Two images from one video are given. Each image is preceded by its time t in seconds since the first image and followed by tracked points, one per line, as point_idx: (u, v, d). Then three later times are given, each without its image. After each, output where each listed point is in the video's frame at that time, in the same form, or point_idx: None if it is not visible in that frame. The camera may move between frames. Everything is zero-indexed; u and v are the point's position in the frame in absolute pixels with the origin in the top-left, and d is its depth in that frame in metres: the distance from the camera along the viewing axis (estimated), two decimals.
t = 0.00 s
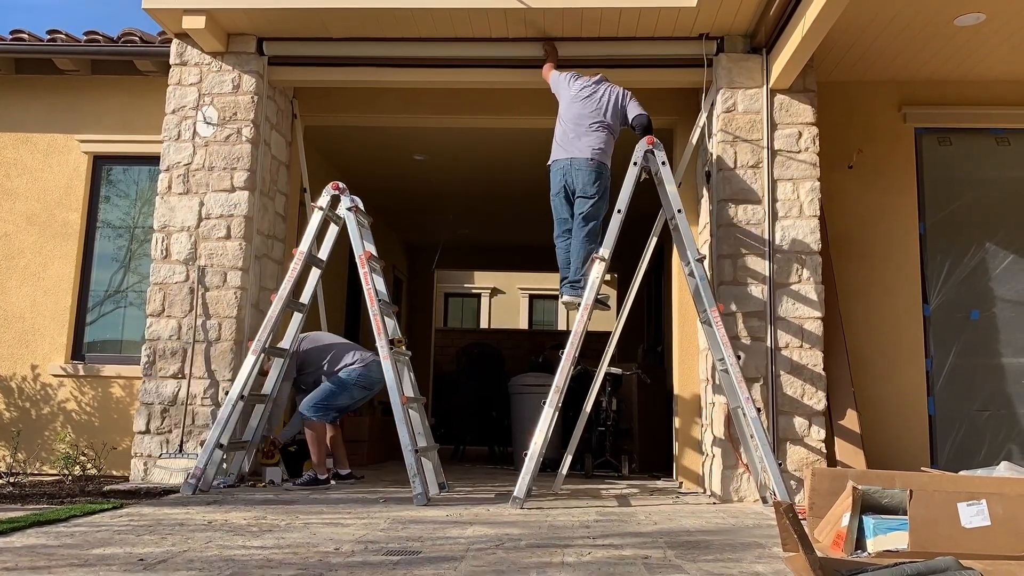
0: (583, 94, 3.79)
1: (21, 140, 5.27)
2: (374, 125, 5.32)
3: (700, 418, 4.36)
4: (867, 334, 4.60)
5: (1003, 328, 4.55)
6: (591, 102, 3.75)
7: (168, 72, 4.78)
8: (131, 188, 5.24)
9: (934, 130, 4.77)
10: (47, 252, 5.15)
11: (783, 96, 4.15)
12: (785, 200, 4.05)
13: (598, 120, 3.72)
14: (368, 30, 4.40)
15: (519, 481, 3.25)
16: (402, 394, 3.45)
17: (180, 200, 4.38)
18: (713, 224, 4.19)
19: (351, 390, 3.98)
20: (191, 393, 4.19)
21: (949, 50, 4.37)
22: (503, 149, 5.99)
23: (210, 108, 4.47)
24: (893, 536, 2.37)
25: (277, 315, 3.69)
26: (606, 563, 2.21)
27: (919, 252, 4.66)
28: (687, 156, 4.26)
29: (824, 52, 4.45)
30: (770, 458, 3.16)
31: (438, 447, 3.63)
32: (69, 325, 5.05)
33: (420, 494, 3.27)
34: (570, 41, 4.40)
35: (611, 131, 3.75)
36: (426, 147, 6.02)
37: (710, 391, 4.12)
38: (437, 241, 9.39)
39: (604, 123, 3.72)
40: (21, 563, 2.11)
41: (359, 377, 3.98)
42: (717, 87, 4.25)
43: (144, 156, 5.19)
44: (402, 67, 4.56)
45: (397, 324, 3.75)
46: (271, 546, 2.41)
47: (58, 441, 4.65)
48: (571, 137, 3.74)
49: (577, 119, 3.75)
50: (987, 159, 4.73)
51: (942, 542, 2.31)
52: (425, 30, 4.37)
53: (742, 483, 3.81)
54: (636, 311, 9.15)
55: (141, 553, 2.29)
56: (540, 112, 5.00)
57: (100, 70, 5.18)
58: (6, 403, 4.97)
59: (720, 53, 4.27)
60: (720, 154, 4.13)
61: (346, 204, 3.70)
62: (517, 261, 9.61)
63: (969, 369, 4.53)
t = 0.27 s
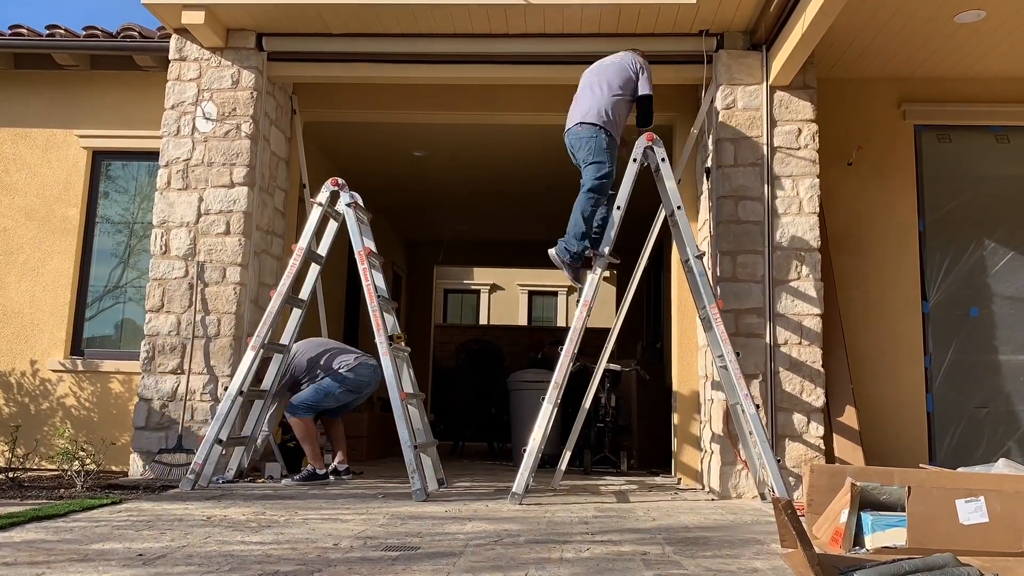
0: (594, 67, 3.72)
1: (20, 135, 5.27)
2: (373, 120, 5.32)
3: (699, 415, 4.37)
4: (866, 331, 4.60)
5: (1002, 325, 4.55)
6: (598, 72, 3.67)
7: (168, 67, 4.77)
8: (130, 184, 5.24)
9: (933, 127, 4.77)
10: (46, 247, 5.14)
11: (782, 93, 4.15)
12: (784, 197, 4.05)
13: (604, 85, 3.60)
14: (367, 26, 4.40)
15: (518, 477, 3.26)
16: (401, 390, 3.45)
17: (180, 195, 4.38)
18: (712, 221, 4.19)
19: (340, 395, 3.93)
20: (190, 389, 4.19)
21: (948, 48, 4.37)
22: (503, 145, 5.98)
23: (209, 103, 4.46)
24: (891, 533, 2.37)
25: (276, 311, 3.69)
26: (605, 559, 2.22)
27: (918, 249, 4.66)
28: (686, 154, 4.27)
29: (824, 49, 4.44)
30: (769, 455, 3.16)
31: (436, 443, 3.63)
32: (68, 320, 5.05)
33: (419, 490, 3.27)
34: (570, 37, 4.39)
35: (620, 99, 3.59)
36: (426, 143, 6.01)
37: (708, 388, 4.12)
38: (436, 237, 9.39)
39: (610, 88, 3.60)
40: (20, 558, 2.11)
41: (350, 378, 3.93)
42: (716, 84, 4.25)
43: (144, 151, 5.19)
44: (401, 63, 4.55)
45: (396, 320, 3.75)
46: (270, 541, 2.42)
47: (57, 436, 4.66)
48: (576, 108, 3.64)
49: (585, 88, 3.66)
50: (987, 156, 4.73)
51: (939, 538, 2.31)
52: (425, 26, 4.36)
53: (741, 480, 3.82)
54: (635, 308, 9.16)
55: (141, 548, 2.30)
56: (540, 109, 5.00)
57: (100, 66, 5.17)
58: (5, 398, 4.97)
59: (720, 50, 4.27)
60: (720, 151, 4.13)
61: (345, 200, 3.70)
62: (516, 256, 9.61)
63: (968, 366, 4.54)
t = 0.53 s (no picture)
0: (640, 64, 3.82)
1: (21, 134, 5.27)
2: (374, 119, 5.32)
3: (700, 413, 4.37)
4: (867, 329, 4.60)
5: (1003, 323, 4.55)
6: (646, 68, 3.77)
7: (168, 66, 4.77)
8: (131, 182, 5.24)
9: (935, 125, 4.77)
10: (47, 246, 5.15)
11: (783, 91, 4.15)
12: (785, 195, 4.05)
13: (659, 78, 3.72)
14: (368, 24, 4.40)
15: (519, 475, 3.26)
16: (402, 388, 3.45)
17: (181, 193, 4.38)
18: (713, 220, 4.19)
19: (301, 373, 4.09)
20: (191, 387, 4.19)
21: (949, 45, 4.37)
22: (504, 143, 5.98)
23: (210, 102, 4.46)
24: (892, 531, 2.38)
25: (277, 309, 3.70)
26: (606, 557, 2.22)
27: (919, 247, 4.65)
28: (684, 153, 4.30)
29: (825, 47, 4.44)
30: (771, 454, 3.16)
31: (438, 441, 3.63)
32: (70, 319, 5.05)
33: (420, 488, 3.28)
34: (571, 36, 4.39)
35: (676, 88, 3.72)
36: (426, 141, 6.01)
37: (710, 386, 4.11)
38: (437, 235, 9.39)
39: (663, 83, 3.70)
40: (21, 557, 2.11)
41: (308, 353, 4.10)
42: (717, 82, 4.25)
43: (145, 150, 5.19)
44: (402, 61, 4.55)
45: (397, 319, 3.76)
46: (271, 539, 2.42)
47: (59, 435, 4.66)
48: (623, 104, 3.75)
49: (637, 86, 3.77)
50: (988, 155, 4.73)
51: (940, 535, 2.31)
52: (426, 24, 4.36)
53: (742, 478, 3.82)
54: (636, 306, 9.15)
55: (143, 546, 2.30)
56: (541, 107, 4.99)
57: (101, 64, 5.17)
58: (7, 397, 4.97)
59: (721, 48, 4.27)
60: (721, 150, 4.13)
61: (346, 198, 3.70)
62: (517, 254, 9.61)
63: (969, 364, 4.53)
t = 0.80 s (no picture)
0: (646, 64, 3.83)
1: (24, 137, 5.28)
2: (375, 121, 5.32)
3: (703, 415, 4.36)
4: (870, 330, 4.59)
5: (1006, 324, 4.54)
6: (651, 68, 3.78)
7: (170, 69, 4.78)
8: (133, 185, 5.24)
9: (936, 126, 4.76)
10: (50, 248, 5.16)
11: (785, 92, 4.14)
12: (787, 196, 4.05)
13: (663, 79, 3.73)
14: (370, 26, 4.40)
15: (522, 477, 3.26)
16: (404, 390, 3.46)
17: (183, 196, 4.39)
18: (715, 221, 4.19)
19: (303, 376, 4.10)
20: (193, 390, 4.20)
21: (951, 46, 4.37)
22: (505, 145, 5.98)
23: (212, 104, 4.46)
24: (895, 532, 2.38)
25: (279, 312, 3.70)
26: (608, 559, 2.21)
27: (921, 248, 4.65)
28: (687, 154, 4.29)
29: (826, 48, 4.44)
30: (773, 456, 3.15)
31: (440, 443, 3.63)
32: (72, 322, 5.06)
33: (423, 490, 3.28)
34: (572, 38, 4.39)
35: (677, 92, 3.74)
36: (428, 143, 6.02)
37: (712, 387, 4.11)
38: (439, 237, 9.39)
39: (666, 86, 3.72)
40: (25, 560, 2.12)
41: (309, 356, 4.10)
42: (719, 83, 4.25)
43: (147, 152, 5.20)
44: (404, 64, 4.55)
45: (399, 321, 3.76)
46: (274, 542, 2.42)
47: (61, 438, 4.67)
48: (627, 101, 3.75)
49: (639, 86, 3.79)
50: (991, 155, 4.72)
51: (944, 537, 2.31)
52: (427, 26, 4.36)
53: (745, 479, 3.82)
54: (638, 307, 9.15)
55: (145, 549, 2.30)
56: (542, 109, 5.00)
57: (103, 67, 5.18)
58: (10, 400, 4.98)
59: (723, 49, 4.27)
60: (723, 151, 4.13)
61: (348, 201, 3.70)
62: (519, 255, 9.61)
63: (972, 365, 4.53)
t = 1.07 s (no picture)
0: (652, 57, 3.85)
1: (25, 138, 5.28)
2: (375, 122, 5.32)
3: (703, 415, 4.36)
4: (871, 331, 4.59)
5: (1007, 324, 4.54)
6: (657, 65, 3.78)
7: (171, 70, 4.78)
8: (134, 187, 5.24)
9: (937, 126, 4.76)
10: (51, 250, 5.16)
11: (785, 93, 4.14)
12: (787, 197, 4.04)
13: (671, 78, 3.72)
14: (370, 27, 4.40)
15: (523, 478, 3.26)
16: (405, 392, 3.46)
17: (184, 197, 4.39)
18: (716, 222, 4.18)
19: (302, 376, 4.12)
20: (194, 391, 4.20)
21: (951, 46, 4.37)
22: (505, 146, 5.98)
23: (212, 106, 4.47)
24: (896, 533, 2.38)
25: (280, 313, 3.70)
26: (609, 560, 2.21)
27: (922, 248, 4.65)
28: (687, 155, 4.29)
29: (826, 49, 4.44)
30: (774, 457, 3.15)
31: (441, 444, 3.63)
32: (73, 323, 5.06)
33: (423, 491, 3.28)
34: (572, 38, 4.39)
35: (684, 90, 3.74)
36: (428, 144, 6.02)
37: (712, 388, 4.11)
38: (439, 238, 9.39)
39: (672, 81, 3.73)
40: (26, 562, 2.12)
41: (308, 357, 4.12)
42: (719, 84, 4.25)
43: (148, 154, 5.20)
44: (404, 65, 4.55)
45: (400, 322, 3.76)
46: (274, 543, 2.42)
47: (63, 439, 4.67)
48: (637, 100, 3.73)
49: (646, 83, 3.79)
50: (991, 155, 4.72)
51: (945, 538, 2.30)
52: (427, 27, 4.37)
53: (746, 480, 3.82)
54: (639, 308, 9.15)
55: (146, 550, 2.30)
56: (542, 110, 5.00)
57: (103, 68, 5.18)
58: (11, 401, 4.98)
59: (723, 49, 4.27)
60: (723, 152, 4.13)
61: (348, 202, 3.70)
62: (520, 256, 9.61)
63: (973, 365, 4.52)
